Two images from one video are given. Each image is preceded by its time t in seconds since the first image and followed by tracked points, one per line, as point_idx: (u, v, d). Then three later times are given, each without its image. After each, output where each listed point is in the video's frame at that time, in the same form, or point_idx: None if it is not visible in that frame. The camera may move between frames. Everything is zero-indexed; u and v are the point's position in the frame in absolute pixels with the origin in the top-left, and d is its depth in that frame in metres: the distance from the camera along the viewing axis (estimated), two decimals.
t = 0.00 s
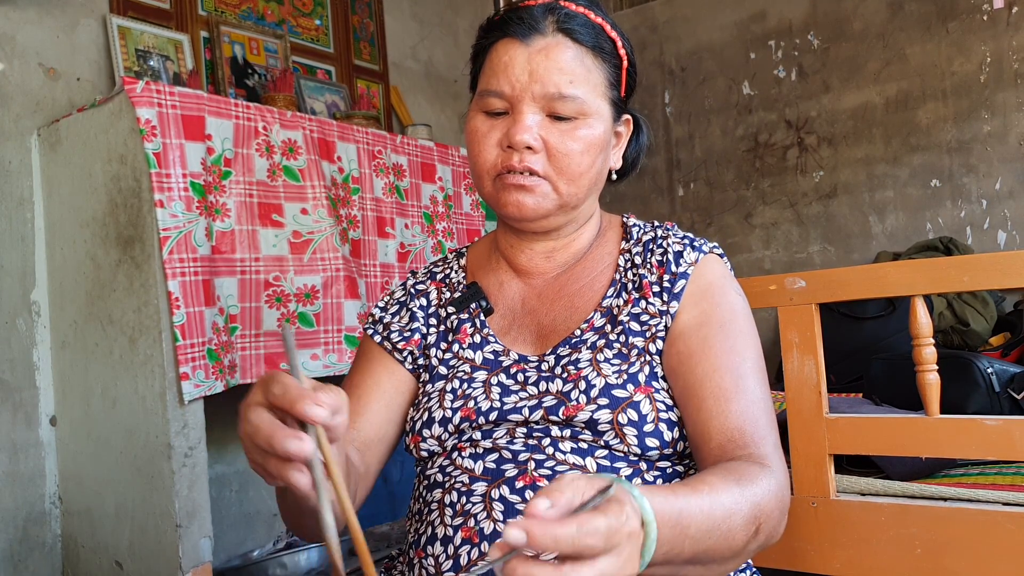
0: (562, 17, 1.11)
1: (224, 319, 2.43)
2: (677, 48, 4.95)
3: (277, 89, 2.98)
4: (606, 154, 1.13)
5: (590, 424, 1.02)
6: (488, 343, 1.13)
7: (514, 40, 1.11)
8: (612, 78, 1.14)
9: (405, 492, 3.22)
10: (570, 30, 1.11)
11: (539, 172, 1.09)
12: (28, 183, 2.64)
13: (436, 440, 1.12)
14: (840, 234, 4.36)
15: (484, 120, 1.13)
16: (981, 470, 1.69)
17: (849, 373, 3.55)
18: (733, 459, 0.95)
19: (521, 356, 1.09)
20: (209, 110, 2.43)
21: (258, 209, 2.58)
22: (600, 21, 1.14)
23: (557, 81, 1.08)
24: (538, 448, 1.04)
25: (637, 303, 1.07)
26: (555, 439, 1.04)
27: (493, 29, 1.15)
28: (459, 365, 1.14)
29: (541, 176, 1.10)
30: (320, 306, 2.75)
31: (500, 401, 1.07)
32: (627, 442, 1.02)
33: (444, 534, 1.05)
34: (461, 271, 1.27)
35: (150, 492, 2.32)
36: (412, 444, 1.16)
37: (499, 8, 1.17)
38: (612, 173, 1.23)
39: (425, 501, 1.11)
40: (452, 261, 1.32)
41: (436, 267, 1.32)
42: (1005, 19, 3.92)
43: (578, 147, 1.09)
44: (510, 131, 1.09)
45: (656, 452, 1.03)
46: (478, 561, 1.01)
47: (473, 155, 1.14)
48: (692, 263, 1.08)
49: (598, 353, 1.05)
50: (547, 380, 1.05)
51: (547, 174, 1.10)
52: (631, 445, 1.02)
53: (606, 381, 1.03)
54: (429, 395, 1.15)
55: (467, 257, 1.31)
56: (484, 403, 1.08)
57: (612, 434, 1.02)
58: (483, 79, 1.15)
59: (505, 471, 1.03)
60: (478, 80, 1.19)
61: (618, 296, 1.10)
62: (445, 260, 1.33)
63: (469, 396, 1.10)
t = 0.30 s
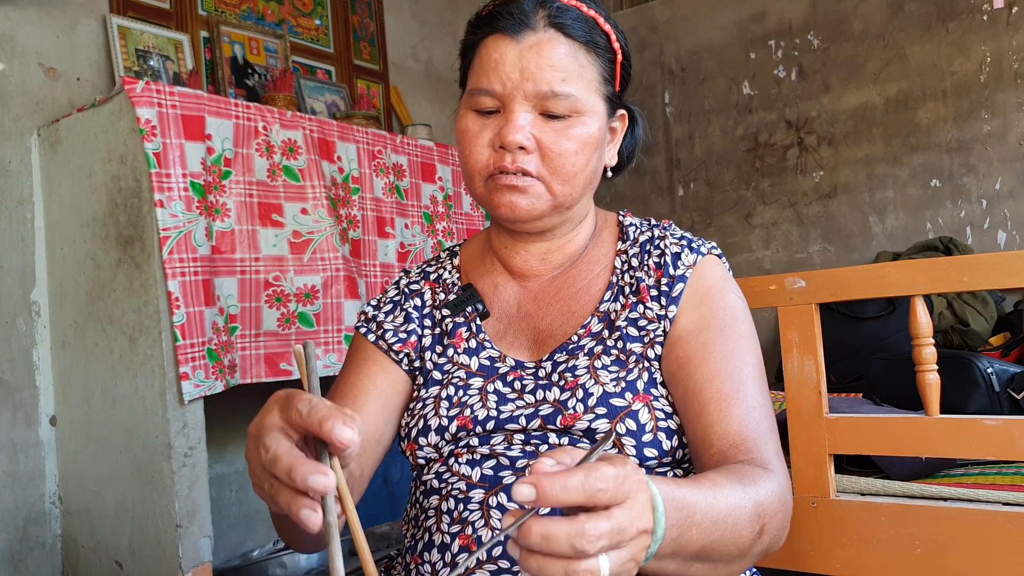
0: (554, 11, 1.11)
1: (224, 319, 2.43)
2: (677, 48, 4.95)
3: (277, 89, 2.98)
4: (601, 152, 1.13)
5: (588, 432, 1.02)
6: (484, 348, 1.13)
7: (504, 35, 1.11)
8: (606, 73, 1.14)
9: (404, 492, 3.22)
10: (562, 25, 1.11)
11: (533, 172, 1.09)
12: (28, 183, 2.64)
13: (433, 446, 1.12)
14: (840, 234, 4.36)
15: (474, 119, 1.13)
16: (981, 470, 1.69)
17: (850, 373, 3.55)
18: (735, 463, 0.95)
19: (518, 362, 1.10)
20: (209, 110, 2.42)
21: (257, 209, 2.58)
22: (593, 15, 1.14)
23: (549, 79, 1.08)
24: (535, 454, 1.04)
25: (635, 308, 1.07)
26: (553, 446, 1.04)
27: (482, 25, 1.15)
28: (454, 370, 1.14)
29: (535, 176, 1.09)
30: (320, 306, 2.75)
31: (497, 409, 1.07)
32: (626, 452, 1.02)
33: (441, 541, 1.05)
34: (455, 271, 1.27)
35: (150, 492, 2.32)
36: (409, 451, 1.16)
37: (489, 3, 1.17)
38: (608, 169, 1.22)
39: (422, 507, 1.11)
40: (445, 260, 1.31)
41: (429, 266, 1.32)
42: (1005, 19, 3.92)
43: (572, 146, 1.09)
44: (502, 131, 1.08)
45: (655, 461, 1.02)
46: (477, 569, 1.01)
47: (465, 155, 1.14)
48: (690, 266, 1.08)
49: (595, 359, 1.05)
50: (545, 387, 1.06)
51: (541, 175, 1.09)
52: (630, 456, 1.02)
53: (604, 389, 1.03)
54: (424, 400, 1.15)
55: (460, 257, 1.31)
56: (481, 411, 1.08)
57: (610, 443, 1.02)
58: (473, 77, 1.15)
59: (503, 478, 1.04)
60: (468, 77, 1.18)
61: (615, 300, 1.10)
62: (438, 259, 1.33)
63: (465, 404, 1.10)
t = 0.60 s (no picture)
0: (554, 10, 1.11)
1: (224, 319, 2.43)
2: (677, 47, 4.95)
3: (277, 89, 2.98)
4: (600, 152, 1.13)
5: (588, 434, 1.02)
6: (483, 349, 1.13)
7: (504, 35, 1.11)
8: (605, 73, 1.15)
9: (404, 492, 3.22)
10: (562, 24, 1.11)
11: (532, 172, 1.09)
12: (28, 183, 2.64)
13: (432, 449, 1.12)
14: (840, 234, 4.36)
15: (473, 118, 1.13)
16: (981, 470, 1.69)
17: (849, 372, 3.55)
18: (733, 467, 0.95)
19: (517, 364, 1.10)
20: (209, 110, 2.42)
21: (257, 209, 2.58)
22: (593, 14, 1.14)
23: (549, 79, 1.08)
24: (535, 456, 1.04)
25: (635, 309, 1.07)
26: (552, 448, 1.04)
27: (481, 24, 1.15)
28: (453, 371, 1.14)
29: (535, 176, 1.09)
30: (320, 306, 2.75)
31: (496, 411, 1.07)
32: (626, 454, 1.02)
33: (441, 543, 1.05)
34: (453, 272, 1.27)
35: (150, 492, 2.32)
36: (408, 453, 1.16)
37: (488, 2, 1.17)
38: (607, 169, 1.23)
39: (422, 509, 1.11)
40: (443, 260, 1.31)
41: (427, 267, 1.31)
42: (1005, 19, 3.92)
43: (572, 147, 1.09)
44: (502, 131, 1.08)
45: (654, 464, 1.03)
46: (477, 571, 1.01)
47: (464, 156, 1.14)
48: (690, 267, 1.08)
49: (594, 361, 1.05)
50: (544, 389, 1.06)
51: (541, 175, 1.09)
52: (630, 458, 1.02)
53: (603, 391, 1.03)
54: (423, 402, 1.15)
55: (458, 257, 1.30)
56: (480, 413, 1.08)
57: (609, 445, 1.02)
58: (472, 77, 1.15)
59: (503, 480, 1.04)
60: (467, 75, 1.18)
61: (614, 301, 1.10)
62: (436, 260, 1.32)
63: (464, 405, 1.10)
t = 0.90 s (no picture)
0: (556, 12, 1.11)
1: (224, 319, 2.43)
2: (677, 47, 4.95)
3: (277, 89, 2.98)
4: (601, 153, 1.13)
5: (587, 431, 1.02)
6: (483, 346, 1.13)
7: (506, 36, 1.11)
8: (607, 74, 1.14)
9: (404, 492, 3.22)
10: (563, 27, 1.11)
11: (533, 173, 1.09)
12: (28, 183, 2.64)
13: (432, 445, 1.12)
14: (840, 234, 4.36)
15: (475, 120, 1.13)
16: (981, 470, 1.69)
17: (849, 372, 3.55)
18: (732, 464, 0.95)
19: (517, 360, 1.10)
20: (209, 110, 2.42)
21: (257, 209, 2.58)
22: (594, 16, 1.14)
23: (550, 81, 1.08)
24: (535, 454, 1.04)
25: (635, 306, 1.07)
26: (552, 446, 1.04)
27: (483, 26, 1.15)
28: (454, 368, 1.14)
29: (536, 177, 1.09)
30: (320, 306, 2.75)
31: (496, 407, 1.07)
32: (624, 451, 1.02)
33: (441, 541, 1.05)
34: (455, 269, 1.27)
35: (150, 492, 2.32)
36: (409, 450, 1.16)
37: (491, 4, 1.17)
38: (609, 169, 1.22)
39: (422, 506, 1.11)
40: (446, 257, 1.31)
41: (429, 265, 1.32)
42: (1005, 19, 3.92)
43: (572, 148, 1.09)
44: (503, 132, 1.09)
45: (653, 461, 1.03)
46: (477, 568, 1.01)
47: (465, 156, 1.14)
48: (690, 265, 1.08)
49: (594, 358, 1.05)
50: (545, 386, 1.06)
51: (542, 176, 1.09)
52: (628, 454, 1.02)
53: (603, 388, 1.03)
54: (424, 399, 1.16)
55: (460, 255, 1.30)
56: (481, 409, 1.08)
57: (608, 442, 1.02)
58: (474, 78, 1.15)
59: (502, 478, 1.04)
60: (469, 77, 1.19)
61: (615, 299, 1.10)
62: (439, 257, 1.33)
63: (465, 401, 1.10)
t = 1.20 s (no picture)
0: (557, 13, 1.11)
1: (224, 319, 2.43)
2: (677, 47, 4.95)
3: (277, 89, 2.98)
4: (603, 151, 1.13)
5: (589, 426, 1.02)
6: (485, 341, 1.13)
7: (508, 37, 1.11)
8: (608, 73, 1.14)
9: (404, 492, 3.22)
10: (565, 26, 1.11)
11: (536, 171, 1.09)
12: (28, 183, 2.64)
13: (434, 442, 1.12)
14: (840, 234, 4.36)
15: (478, 119, 1.13)
16: (981, 470, 1.69)
17: (849, 372, 3.55)
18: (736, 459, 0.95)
19: (518, 356, 1.10)
20: (209, 110, 2.42)
21: (257, 209, 2.58)
22: (596, 16, 1.14)
23: (552, 80, 1.08)
24: (536, 451, 1.04)
25: (637, 302, 1.07)
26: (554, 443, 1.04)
27: (485, 27, 1.15)
28: (455, 364, 1.14)
29: (538, 175, 1.09)
30: (321, 306, 2.75)
31: (498, 403, 1.07)
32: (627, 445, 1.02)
33: (443, 541, 1.05)
34: (456, 267, 1.27)
35: (150, 492, 2.32)
36: (410, 448, 1.16)
37: (492, 5, 1.17)
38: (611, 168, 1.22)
39: (424, 505, 1.11)
40: (447, 256, 1.31)
41: (431, 263, 1.32)
42: (1005, 19, 3.92)
43: (575, 146, 1.09)
44: (505, 131, 1.08)
45: (656, 456, 1.02)
46: (478, 568, 1.01)
47: (468, 154, 1.14)
48: (692, 261, 1.08)
49: (597, 354, 1.05)
50: (546, 381, 1.06)
51: (544, 175, 1.09)
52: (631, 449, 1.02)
53: (605, 383, 1.03)
54: (425, 396, 1.16)
55: (461, 253, 1.30)
56: (482, 405, 1.08)
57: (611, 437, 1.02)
58: (476, 78, 1.15)
59: (503, 477, 1.04)
60: (471, 77, 1.19)
61: (617, 294, 1.10)
62: (441, 255, 1.33)
63: (467, 398, 1.10)
